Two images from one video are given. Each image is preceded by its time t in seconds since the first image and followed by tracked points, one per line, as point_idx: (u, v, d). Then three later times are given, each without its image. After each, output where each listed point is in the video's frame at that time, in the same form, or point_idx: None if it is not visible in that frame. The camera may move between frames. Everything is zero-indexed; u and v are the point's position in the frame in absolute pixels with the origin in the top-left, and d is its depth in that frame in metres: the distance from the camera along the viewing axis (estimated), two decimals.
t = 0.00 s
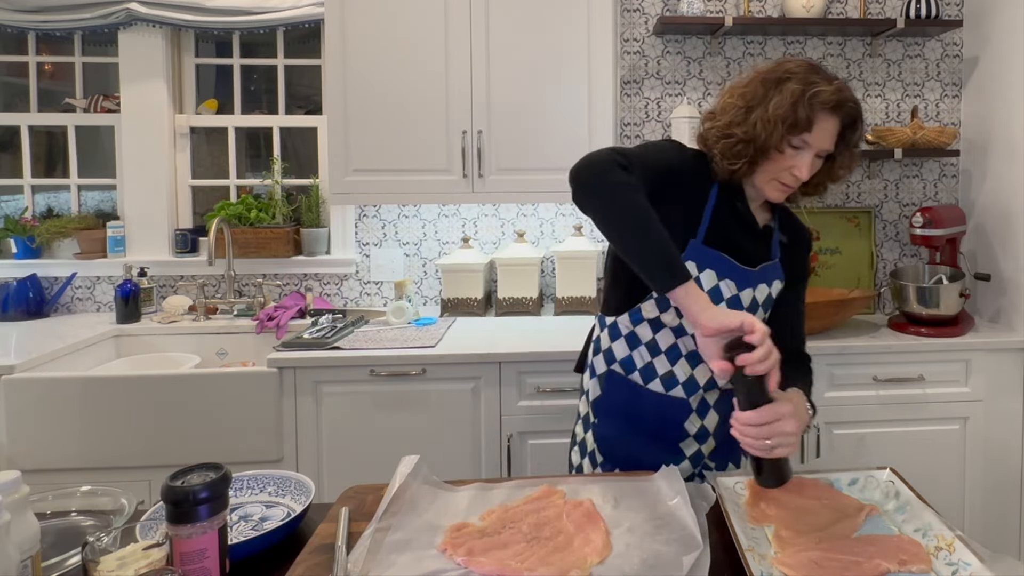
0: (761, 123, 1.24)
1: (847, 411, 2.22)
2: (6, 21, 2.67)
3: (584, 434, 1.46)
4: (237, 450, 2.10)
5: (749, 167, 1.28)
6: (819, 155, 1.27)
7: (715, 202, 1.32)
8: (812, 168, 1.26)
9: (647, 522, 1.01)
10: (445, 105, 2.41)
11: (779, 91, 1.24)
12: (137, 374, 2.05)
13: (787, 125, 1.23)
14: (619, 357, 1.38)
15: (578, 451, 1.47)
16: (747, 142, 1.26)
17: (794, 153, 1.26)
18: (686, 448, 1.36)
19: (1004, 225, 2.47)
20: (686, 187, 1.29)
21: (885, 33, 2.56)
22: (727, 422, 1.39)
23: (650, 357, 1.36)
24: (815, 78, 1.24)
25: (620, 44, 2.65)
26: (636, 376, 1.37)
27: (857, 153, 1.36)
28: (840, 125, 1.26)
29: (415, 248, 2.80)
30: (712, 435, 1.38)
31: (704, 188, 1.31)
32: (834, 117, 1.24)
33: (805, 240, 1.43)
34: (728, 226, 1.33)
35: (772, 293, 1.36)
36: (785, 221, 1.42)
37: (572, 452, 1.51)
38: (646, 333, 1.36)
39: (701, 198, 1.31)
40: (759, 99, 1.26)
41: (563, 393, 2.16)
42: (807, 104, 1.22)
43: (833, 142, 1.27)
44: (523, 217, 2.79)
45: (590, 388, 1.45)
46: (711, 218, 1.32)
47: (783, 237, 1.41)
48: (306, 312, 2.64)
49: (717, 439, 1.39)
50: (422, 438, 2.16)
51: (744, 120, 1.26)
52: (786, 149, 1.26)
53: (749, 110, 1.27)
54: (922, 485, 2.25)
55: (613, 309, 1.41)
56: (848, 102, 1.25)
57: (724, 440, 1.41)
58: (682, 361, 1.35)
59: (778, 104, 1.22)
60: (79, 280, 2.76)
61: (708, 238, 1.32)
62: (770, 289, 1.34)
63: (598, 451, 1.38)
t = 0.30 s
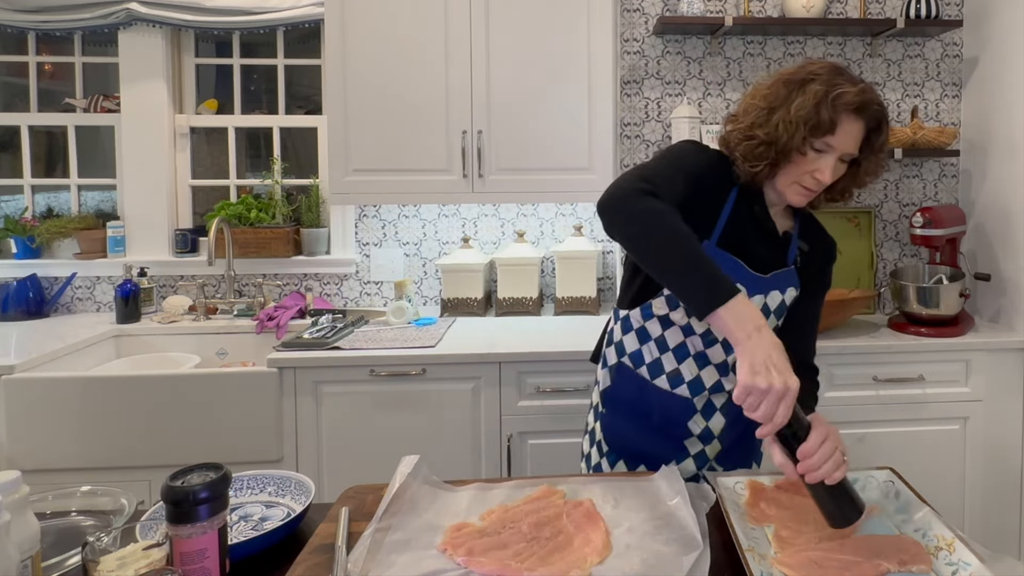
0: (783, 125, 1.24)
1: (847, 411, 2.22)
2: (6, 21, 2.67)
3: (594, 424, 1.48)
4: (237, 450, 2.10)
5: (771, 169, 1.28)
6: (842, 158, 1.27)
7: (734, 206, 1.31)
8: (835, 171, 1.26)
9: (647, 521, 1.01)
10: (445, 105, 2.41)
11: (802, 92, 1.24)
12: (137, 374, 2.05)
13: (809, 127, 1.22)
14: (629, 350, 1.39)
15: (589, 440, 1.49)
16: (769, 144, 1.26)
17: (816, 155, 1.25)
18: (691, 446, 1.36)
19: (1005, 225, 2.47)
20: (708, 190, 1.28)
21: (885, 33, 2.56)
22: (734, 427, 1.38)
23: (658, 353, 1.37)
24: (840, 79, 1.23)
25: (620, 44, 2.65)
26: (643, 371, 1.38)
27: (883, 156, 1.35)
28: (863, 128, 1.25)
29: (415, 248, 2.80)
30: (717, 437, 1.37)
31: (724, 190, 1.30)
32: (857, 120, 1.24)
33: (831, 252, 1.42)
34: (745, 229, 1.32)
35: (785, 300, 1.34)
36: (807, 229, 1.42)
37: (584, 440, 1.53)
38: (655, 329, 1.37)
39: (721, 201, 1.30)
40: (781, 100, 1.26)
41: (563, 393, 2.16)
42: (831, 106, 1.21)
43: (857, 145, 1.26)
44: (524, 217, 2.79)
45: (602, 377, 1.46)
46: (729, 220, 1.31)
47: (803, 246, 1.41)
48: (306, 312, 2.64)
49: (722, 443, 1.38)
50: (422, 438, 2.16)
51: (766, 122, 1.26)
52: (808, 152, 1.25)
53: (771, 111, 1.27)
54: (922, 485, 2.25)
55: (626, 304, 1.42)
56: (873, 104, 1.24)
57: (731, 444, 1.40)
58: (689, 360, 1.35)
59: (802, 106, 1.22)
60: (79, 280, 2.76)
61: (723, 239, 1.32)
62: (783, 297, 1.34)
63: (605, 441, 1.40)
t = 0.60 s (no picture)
0: (796, 125, 1.23)
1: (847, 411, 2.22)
2: (6, 21, 2.67)
3: (597, 417, 1.48)
4: (237, 450, 2.10)
5: (783, 169, 1.28)
6: (856, 161, 1.25)
7: (743, 207, 1.31)
8: (848, 174, 1.24)
9: (647, 521, 1.01)
10: (445, 105, 2.41)
11: (816, 92, 1.23)
12: (137, 374, 2.05)
13: (822, 127, 1.21)
14: (632, 345, 1.39)
15: (590, 432, 1.49)
16: (782, 144, 1.26)
17: (830, 156, 1.24)
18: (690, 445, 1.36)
19: (1005, 225, 2.47)
20: (720, 189, 1.28)
21: (885, 33, 2.56)
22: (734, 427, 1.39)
23: (661, 350, 1.36)
24: (856, 81, 1.22)
25: (620, 44, 2.64)
26: (645, 367, 1.38)
27: (898, 160, 1.34)
28: (879, 130, 1.24)
29: (415, 248, 2.80)
30: (716, 438, 1.37)
31: (735, 190, 1.30)
32: (873, 122, 1.22)
33: (847, 257, 1.41)
34: (753, 231, 1.33)
35: (791, 307, 1.36)
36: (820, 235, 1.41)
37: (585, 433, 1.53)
38: (659, 326, 1.36)
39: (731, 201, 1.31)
40: (795, 100, 1.25)
41: (563, 393, 2.16)
42: (846, 107, 1.20)
43: (872, 147, 1.25)
44: (523, 217, 2.79)
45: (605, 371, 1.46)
46: (737, 222, 1.32)
47: (815, 251, 1.39)
48: (306, 312, 2.64)
49: (721, 444, 1.38)
50: (422, 437, 2.16)
51: (779, 122, 1.26)
52: (821, 153, 1.25)
53: (785, 111, 1.26)
54: (922, 484, 2.26)
55: (633, 297, 1.42)
56: (889, 106, 1.22)
57: (731, 445, 1.40)
58: (690, 359, 1.35)
59: (816, 106, 1.21)
60: (79, 280, 2.76)
61: (729, 241, 1.33)
62: (790, 302, 1.36)
63: (606, 433, 1.40)
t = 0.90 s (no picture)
0: (801, 125, 1.23)
1: (847, 411, 2.22)
2: (6, 21, 2.67)
3: (599, 420, 1.48)
4: (237, 450, 2.10)
5: (787, 171, 1.28)
6: (860, 162, 1.27)
7: (746, 208, 1.31)
8: (852, 175, 1.25)
9: (647, 521, 1.01)
10: (445, 105, 2.41)
11: (821, 93, 1.24)
12: (137, 374, 2.05)
13: (827, 128, 1.22)
14: (635, 347, 1.39)
15: (593, 435, 1.49)
16: (786, 145, 1.26)
17: (834, 158, 1.25)
18: (694, 447, 1.35)
19: (1005, 225, 2.47)
20: (721, 189, 1.27)
21: (885, 33, 2.56)
22: (737, 430, 1.38)
23: (665, 351, 1.37)
24: (861, 82, 1.23)
25: (620, 44, 2.64)
26: (649, 368, 1.38)
27: (900, 163, 1.35)
28: (883, 132, 1.25)
29: (415, 248, 2.80)
30: (720, 440, 1.37)
31: (738, 191, 1.30)
32: (877, 123, 1.24)
33: (850, 256, 1.41)
34: (756, 231, 1.32)
35: (796, 307, 1.35)
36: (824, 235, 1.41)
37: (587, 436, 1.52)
38: (663, 327, 1.37)
39: (733, 202, 1.30)
40: (800, 101, 1.26)
41: (563, 393, 2.16)
42: (851, 107, 1.21)
43: (876, 149, 1.26)
44: (524, 217, 2.79)
45: (607, 373, 1.46)
46: (740, 223, 1.31)
47: (820, 252, 1.39)
48: (306, 312, 2.64)
49: (724, 446, 1.38)
50: (422, 437, 2.16)
51: (783, 123, 1.27)
52: (825, 154, 1.25)
53: (789, 112, 1.27)
54: (921, 485, 2.26)
55: (637, 300, 1.42)
56: (892, 108, 1.24)
57: (734, 448, 1.40)
58: (694, 360, 1.36)
59: (821, 107, 1.22)
60: (79, 280, 2.76)
61: (733, 242, 1.33)
62: (794, 303, 1.34)
63: (608, 437, 1.40)
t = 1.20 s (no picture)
0: (799, 130, 1.23)
1: (847, 411, 2.22)
2: (6, 21, 2.67)
3: (599, 424, 1.48)
4: (237, 450, 2.10)
5: (785, 174, 1.29)
6: (857, 165, 1.26)
7: (747, 207, 1.31)
8: (850, 179, 1.25)
9: (647, 522, 1.01)
10: (445, 105, 2.41)
11: (820, 97, 1.23)
12: (137, 374, 2.05)
13: (825, 134, 1.21)
14: (637, 351, 1.39)
15: (593, 439, 1.50)
16: (784, 148, 1.26)
17: (832, 163, 1.25)
18: (699, 449, 1.36)
19: (1005, 225, 2.47)
20: (720, 187, 1.28)
21: (885, 33, 2.56)
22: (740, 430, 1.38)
23: (667, 355, 1.36)
24: (861, 86, 1.22)
25: (620, 44, 2.64)
26: (651, 372, 1.38)
27: (900, 163, 1.34)
28: (882, 135, 1.24)
29: (415, 248, 2.80)
30: (724, 441, 1.37)
31: (737, 189, 1.30)
32: (876, 127, 1.23)
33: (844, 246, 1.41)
34: (758, 230, 1.32)
35: (797, 302, 1.35)
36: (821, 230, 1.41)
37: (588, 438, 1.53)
38: (665, 331, 1.36)
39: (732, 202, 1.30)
40: (799, 104, 1.25)
41: (563, 393, 2.16)
42: (849, 113, 1.20)
43: (874, 153, 1.25)
44: (524, 217, 2.79)
45: (608, 377, 1.45)
46: (741, 222, 1.31)
47: (817, 246, 1.40)
48: (306, 312, 2.64)
49: (729, 446, 1.38)
50: (422, 438, 2.16)
51: (782, 126, 1.26)
52: (822, 158, 1.25)
53: (788, 115, 1.26)
54: (921, 485, 2.26)
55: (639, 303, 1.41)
56: (892, 112, 1.23)
57: (738, 447, 1.40)
58: (697, 363, 1.35)
59: (819, 112, 1.21)
60: (79, 280, 2.76)
61: (734, 242, 1.32)
62: (796, 298, 1.35)
63: (610, 442, 1.40)
